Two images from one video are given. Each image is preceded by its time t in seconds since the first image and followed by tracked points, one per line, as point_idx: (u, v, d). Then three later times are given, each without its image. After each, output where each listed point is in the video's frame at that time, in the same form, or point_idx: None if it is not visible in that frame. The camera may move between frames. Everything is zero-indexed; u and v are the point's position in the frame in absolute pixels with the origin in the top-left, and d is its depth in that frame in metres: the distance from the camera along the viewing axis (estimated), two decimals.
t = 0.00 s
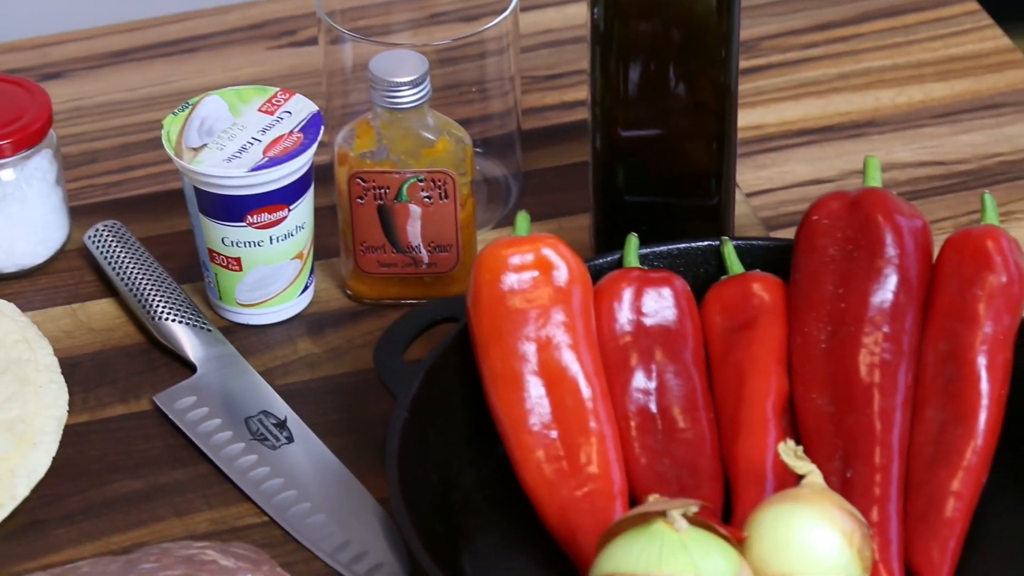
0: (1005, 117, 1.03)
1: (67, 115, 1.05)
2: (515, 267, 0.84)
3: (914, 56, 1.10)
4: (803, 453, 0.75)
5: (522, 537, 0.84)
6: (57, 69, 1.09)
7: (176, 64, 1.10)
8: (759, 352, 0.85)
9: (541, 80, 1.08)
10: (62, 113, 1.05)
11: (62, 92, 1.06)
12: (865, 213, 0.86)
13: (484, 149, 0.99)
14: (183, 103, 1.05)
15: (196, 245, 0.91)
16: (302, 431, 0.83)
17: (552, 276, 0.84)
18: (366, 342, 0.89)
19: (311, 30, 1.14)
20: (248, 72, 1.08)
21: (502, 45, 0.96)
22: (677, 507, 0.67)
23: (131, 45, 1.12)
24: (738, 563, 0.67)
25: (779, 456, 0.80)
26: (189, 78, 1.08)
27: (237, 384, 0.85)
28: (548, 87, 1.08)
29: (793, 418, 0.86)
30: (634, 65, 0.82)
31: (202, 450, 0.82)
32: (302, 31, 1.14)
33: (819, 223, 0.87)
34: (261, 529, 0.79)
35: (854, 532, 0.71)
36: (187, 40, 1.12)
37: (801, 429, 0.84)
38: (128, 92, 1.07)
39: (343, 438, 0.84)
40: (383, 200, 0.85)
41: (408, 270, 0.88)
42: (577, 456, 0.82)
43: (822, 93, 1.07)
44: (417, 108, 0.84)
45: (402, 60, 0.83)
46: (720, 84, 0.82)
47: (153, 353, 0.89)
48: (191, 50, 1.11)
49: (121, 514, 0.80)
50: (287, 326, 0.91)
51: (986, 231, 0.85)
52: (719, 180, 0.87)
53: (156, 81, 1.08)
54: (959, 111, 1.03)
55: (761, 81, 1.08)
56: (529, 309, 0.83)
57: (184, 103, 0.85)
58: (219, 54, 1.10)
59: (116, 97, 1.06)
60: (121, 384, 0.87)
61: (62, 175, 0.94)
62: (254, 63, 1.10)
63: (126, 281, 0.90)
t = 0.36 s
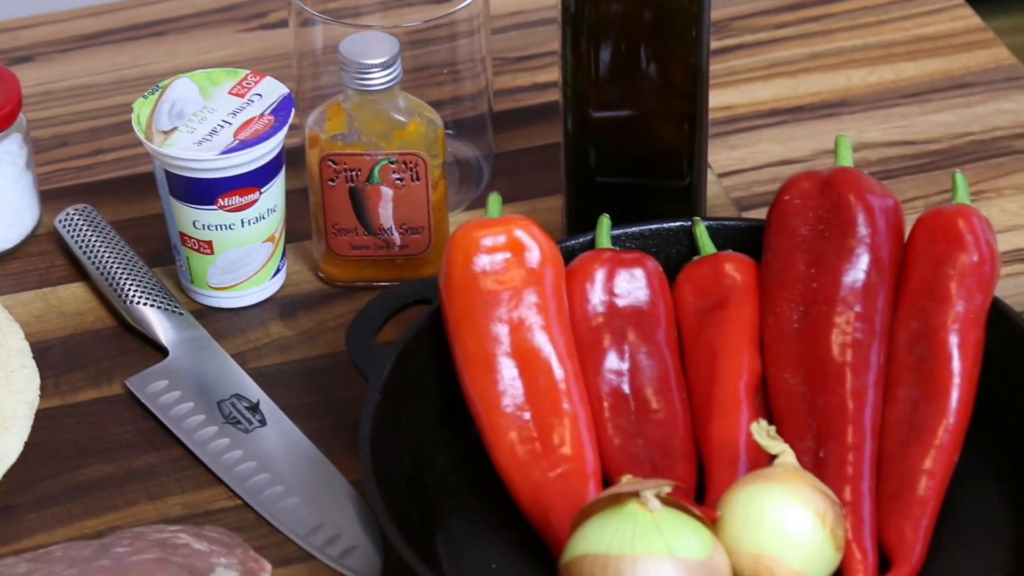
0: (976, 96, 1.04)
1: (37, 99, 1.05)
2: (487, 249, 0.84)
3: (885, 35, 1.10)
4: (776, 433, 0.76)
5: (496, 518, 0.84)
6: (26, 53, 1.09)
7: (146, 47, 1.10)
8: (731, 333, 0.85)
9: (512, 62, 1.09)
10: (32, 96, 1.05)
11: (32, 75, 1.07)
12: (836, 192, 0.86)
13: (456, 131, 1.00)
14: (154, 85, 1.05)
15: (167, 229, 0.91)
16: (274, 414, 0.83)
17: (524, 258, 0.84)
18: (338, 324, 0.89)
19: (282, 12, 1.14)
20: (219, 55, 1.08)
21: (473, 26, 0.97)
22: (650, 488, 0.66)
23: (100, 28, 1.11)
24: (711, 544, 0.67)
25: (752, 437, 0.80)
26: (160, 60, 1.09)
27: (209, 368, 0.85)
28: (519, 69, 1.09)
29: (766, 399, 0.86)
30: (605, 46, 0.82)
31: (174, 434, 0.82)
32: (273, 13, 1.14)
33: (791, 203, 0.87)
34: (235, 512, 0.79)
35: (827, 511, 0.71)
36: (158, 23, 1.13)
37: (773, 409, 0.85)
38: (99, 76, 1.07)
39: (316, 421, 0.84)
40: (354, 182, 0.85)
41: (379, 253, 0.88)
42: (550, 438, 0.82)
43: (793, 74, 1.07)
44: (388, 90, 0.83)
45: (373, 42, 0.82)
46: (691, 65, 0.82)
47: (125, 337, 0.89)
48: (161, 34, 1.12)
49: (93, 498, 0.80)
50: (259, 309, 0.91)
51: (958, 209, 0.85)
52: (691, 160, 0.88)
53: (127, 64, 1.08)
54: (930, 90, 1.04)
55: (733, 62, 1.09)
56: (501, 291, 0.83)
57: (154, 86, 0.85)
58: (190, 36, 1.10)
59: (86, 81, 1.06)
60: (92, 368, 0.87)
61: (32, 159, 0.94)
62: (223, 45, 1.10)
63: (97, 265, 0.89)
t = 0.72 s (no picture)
0: (953, 71, 1.05)
1: (12, 78, 1.06)
2: (463, 226, 0.84)
3: (862, 11, 1.12)
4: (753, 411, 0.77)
5: (473, 496, 0.84)
6: (1, 33, 1.10)
7: (120, 26, 1.11)
8: (708, 310, 0.85)
9: (488, 40, 1.11)
10: (6, 76, 1.06)
11: (7, 54, 1.08)
12: (812, 168, 0.86)
13: (432, 109, 1.01)
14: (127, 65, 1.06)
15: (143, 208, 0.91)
16: (251, 393, 0.83)
17: (501, 236, 0.84)
18: (315, 303, 0.90)
19: None
20: (193, 34, 1.09)
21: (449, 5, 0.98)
22: (628, 465, 0.66)
23: (75, 8, 1.13)
24: (689, 521, 0.66)
25: (729, 413, 0.80)
26: (134, 39, 1.10)
27: (186, 347, 0.85)
28: (495, 47, 1.10)
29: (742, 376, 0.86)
30: (580, 23, 0.82)
31: (151, 413, 0.82)
32: None
33: (768, 179, 0.87)
34: (213, 491, 0.79)
35: (804, 487, 0.71)
36: (132, 2, 1.14)
37: (750, 385, 0.85)
38: (71, 55, 1.08)
39: (293, 400, 0.84)
40: (330, 161, 0.85)
41: (356, 231, 0.88)
42: (527, 415, 0.82)
43: (770, 51, 1.08)
44: (364, 69, 0.83)
45: (348, 20, 0.82)
46: (667, 42, 0.82)
47: (101, 316, 0.89)
48: (135, 13, 1.13)
49: (70, 477, 0.80)
50: (236, 288, 0.91)
51: (935, 184, 0.85)
52: (667, 138, 0.88)
53: (101, 43, 1.09)
54: (908, 66, 1.06)
55: (710, 38, 1.10)
56: (478, 268, 0.83)
57: (129, 65, 0.85)
58: (164, 14, 1.11)
59: (59, 60, 1.07)
60: (68, 348, 0.87)
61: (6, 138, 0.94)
62: (198, 24, 1.11)
63: (73, 244, 0.89)
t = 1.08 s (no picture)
0: (941, 42, 1.06)
1: None
2: (451, 199, 0.84)
3: None
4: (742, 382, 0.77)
5: (463, 468, 0.83)
6: None
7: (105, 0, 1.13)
8: (697, 282, 0.85)
9: (475, 12, 1.12)
10: None
11: None
12: (800, 139, 0.86)
13: (420, 82, 1.02)
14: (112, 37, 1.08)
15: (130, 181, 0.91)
16: (239, 365, 0.83)
17: (489, 208, 0.84)
18: (303, 276, 0.90)
19: None
20: (179, 8, 1.12)
21: None
22: (617, 437, 0.65)
23: None
24: (678, 493, 0.65)
25: (718, 384, 0.80)
26: (120, 13, 1.11)
27: (175, 320, 0.85)
28: (483, 19, 1.11)
29: (731, 348, 0.86)
30: None
31: (139, 386, 0.82)
32: None
33: (756, 151, 0.87)
34: (202, 464, 0.79)
35: (793, 458, 0.70)
36: None
37: (738, 357, 0.84)
38: (57, 28, 1.09)
39: (281, 372, 0.84)
40: (317, 133, 0.85)
41: (344, 204, 0.89)
42: (516, 387, 0.81)
43: (758, 22, 1.09)
44: (351, 41, 0.83)
45: None
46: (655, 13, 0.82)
47: (89, 290, 0.89)
48: None
49: (58, 451, 0.80)
50: (223, 261, 0.91)
51: (923, 155, 0.85)
52: (655, 109, 0.88)
53: (88, 16, 1.11)
54: (896, 37, 1.07)
55: (698, 10, 1.11)
56: (466, 241, 0.83)
57: (115, 38, 0.84)
58: None
59: (46, 33, 1.09)
60: (56, 321, 0.87)
61: None
62: None
63: (60, 218, 0.90)
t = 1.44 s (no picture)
0: (933, 14, 1.07)
1: None
2: (444, 171, 0.84)
3: None
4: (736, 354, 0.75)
5: (457, 440, 0.83)
6: None
7: None
8: (691, 253, 0.85)
9: None
10: None
11: None
12: (794, 110, 0.85)
13: (413, 54, 1.02)
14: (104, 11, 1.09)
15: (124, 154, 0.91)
16: (233, 338, 0.83)
17: (483, 179, 0.84)
18: (297, 248, 0.90)
19: None
20: None
21: None
22: (611, 409, 0.65)
23: None
24: (672, 465, 0.65)
25: (712, 355, 0.80)
26: None
27: (169, 294, 0.85)
28: None
29: (725, 319, 0.87)
30: None
31: (134, 359, 0.82)
32: None
33: (750, 122, 0.87)
34: (197, 437, 0.79)
35: (785, 430, 0.69)
36: None
37: (732, 328, 0.85)
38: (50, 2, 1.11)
39: (274, 345, 0.84)
40: (311, 106, 0.85)
41: (338, 176, 0.89)
42: (510, 359, 0.81)
43: None
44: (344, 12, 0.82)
45: None
46: None
47: (82, 263, 0.89)
48: None
49: (53, 424, 0.79)
50: (217, 234, 0.91)
51: (917, 126, 0.85)
52: (649, 81, 0.88)
53: None
54: (888, 9, 1.08)
55: None
56: (460, 213, 0.83)
57: (108, 10, 0.84)
58: None
59: (39, 6, 1.10)
60: (50, 295, 0.87)
61: None
62: None
63: (54, 191, 0.90)
